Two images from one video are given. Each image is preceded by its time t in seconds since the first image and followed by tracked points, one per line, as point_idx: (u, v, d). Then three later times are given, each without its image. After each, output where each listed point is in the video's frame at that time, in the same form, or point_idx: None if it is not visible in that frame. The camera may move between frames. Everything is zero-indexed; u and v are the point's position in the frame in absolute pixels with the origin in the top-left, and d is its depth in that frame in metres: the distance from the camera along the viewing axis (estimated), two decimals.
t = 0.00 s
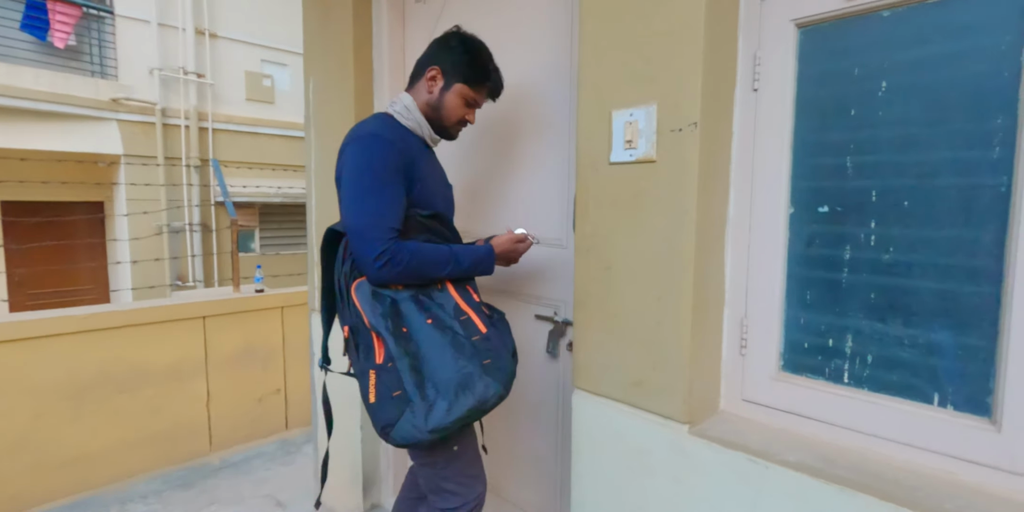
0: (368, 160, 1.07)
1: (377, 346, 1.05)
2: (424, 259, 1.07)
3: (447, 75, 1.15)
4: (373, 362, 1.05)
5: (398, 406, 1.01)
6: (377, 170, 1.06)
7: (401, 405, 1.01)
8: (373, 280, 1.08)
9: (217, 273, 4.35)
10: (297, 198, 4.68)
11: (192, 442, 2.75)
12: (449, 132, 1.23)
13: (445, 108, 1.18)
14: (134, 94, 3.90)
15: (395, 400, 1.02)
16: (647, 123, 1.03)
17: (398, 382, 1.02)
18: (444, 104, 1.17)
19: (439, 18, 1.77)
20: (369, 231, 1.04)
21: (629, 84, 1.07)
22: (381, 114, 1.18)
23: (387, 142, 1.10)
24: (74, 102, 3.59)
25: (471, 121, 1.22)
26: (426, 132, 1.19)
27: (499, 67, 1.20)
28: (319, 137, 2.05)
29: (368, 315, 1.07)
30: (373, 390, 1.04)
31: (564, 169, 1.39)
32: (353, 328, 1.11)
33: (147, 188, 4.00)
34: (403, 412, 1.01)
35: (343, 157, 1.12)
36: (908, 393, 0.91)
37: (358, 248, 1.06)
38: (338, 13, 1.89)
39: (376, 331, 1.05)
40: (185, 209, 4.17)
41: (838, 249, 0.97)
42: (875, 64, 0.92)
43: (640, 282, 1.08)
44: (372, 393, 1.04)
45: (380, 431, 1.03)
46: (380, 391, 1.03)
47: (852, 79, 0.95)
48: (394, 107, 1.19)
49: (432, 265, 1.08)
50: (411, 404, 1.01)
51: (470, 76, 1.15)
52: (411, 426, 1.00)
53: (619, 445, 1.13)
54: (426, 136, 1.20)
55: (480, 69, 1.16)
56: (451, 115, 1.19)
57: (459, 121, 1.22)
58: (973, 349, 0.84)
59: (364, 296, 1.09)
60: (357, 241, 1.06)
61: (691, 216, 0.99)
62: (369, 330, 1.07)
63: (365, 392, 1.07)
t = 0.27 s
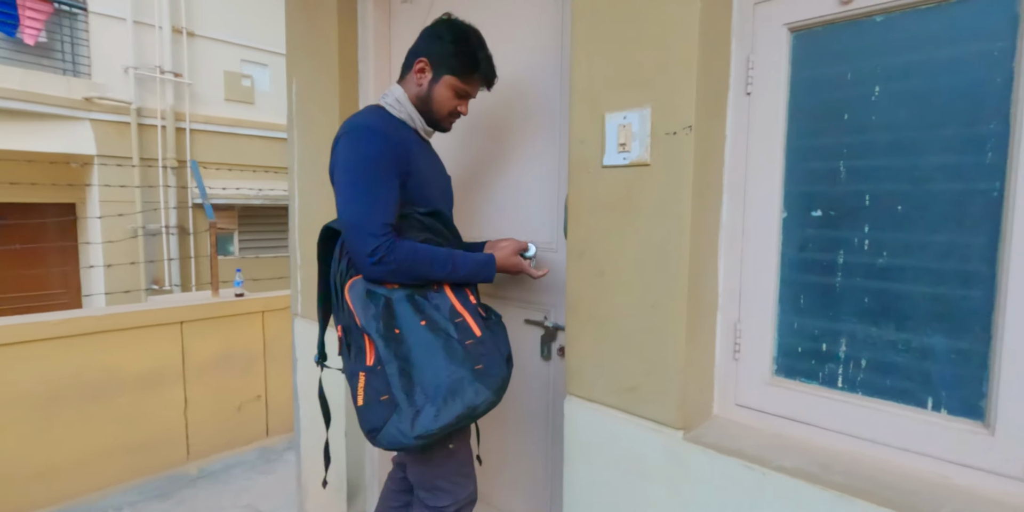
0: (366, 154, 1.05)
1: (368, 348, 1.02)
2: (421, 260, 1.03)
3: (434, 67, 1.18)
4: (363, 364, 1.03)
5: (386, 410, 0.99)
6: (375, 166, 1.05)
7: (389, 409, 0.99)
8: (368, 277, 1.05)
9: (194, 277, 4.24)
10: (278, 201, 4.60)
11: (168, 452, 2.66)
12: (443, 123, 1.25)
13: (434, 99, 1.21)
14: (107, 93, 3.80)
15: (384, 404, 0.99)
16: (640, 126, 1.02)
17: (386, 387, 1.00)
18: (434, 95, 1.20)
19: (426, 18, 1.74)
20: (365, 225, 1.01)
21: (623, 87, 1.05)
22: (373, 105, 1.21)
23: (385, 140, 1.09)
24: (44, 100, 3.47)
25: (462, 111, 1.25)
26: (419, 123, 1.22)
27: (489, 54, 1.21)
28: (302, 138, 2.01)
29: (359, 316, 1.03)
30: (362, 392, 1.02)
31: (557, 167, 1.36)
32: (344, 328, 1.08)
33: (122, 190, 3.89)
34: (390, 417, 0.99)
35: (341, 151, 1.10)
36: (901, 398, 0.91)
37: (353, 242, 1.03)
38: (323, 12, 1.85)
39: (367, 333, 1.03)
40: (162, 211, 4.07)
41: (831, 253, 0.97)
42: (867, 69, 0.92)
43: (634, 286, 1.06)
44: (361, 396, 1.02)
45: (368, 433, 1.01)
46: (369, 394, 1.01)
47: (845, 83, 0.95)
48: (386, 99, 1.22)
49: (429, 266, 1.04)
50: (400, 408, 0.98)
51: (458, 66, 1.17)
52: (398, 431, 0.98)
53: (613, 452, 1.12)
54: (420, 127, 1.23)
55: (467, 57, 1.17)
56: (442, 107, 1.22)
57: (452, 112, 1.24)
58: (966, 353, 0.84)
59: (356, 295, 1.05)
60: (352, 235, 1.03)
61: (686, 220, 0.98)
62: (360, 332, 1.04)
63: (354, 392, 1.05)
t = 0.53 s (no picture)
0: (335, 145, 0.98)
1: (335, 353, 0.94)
2: (395, 257, 0.96)
3: (409, 57, 1.08)
4: (329, 369, 0.95)
5: (349, 420, 0.91)
6: (345, 156, 0.98)
7: (352, 419, 0.91)
8: (339, 276, 0.98)
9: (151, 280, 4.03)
10: (241, 200, 4.41)
11: (122, 466, 2.50)
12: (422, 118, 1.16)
13: (410, 92, 1.11)
14: (54, 85, 3.57)
15: (347, 413, 0.91)
16: (634, 119, 0.98)
17: (352, 394, 0.92)
18: (409, 88, 1.10)
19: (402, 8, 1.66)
20: (336, 221, 0.95)
21: (615, 79, 1.01)
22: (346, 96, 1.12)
23: (355, 129, 1.02)
24: None
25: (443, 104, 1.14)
26: (396, 116, 1.13)
27: (471, 40, 1.10)
28: (269, 133, 1.91)
29: (327, 317, 0.95)
30: (325, 400, 0.94)
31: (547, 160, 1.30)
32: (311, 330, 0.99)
33: (70, 187, 3.66)
34: (354, 427, 0.91)
35: (308, 143, 1.03)
36: (901, 399, 0.89)
37: (324, 240, 0.96)
38: None
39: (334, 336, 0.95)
40: (115, 210, 3.85)
41: (829, 252, 0.95)
42: (867, 65, 0.90)
43: (627, 287, 1.02)
44: (324, 404, 0.94)
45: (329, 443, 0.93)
46: (332, 401, 0.93)
47: (843, 79, 0.93)
48: (361, 90, 1.13)
49: (405, 265, 0.97)
50: (365, 418, 0.91)
51: (433, 57, 1.07)
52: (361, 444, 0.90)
53: (605, 459, 1.07)
54: (398, 120, 1.13)
55: (443, 47, 1.07)
56: (419, 99, 1.12)
57: (431, 105, 1.14)
58: (968, 353, 0.83)
59: (325, 296, 0.97)
60: (323, 232, 0.96)
61: (683, 218, 0.94)
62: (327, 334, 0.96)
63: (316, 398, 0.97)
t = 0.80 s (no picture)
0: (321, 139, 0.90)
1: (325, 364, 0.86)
2: (391, 259, 0.89)
3: (397, 47, 1.01)
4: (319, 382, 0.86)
5: (343, 438, 0.83)
6: (333, 151, 0.90)
7: (346, 437, 0.83)
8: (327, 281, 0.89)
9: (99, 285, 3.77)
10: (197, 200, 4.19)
11: (70, 487, 2.31)
12: (412, 112, 1.09)
13: (398, 84, 1.04)
14: None
15: (340, 431, 0.83)
16: (647, 115, 0.95)
17: (344, 409, 0.84)
18: (399, 80, 1.03)
19: None
20: (324, 221, 0.87)
21: (626, 74, 0.98)
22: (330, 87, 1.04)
23: (342, 122, 0.94)
24: None
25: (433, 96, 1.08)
26: (384, 109, 1.06)
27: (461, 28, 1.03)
28: (240, 128, 1.80)
29: (316, 326, 0.86)
30: (314, 416, 0.85)
31: (548, 154, 1.26)
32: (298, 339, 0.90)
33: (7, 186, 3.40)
34: (348, 446, 0.82)
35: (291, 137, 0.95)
36: (917, 399, 0.89)
37: (310, 242, 0.88)
38: None
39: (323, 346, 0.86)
40: (58, 211, 3.58)
41: (842, 252, 0.94)
42: (882, 62, 0.89)
43: (638, 288, 0.98)
44: (313, 420, 0.85)
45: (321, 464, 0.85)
46: (322, 418, 0.84)
47: (858, 76, 0.92)
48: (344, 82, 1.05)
49: (400, 268, 0.90)
50: (360, 435, 0.82)
51: (423, 47, 1.00)
52: (356, 464, 0.82)
53: (615, 467, 1.03)
54: (386, 114, 1.06)
55: (433, 36, 0.99)
56: (409, 92, 1.05)
57: (421, 99, 1.07)
58: (985, 351, 0.83)
59: (314, 302, 0.88)
60: (311, 234, 0.88)
61: (700, 216, 0.91)
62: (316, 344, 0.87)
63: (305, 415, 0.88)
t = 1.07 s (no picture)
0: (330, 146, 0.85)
1: (342, 389, 0.80)
2: (405, 275, 0.85)
3: (393, 53, 0.93)
4: (336, 409, 0.80)
5: (369, 468, 0.77)
6: (343, 160, 0.85)
7: (372, 466, 0.77)
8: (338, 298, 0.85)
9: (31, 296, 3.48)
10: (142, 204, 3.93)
11: None
12: (409, 121, 1.01)
13: (395, 93, 0.96)
14: None
15: (365, 460, 0.77)
16: (661, 128, 0.94)
17: (367, 436, 0.78)
18: (395, 88, 0.95)
19: None
20: (336, 235, 0.81)
21: (638, 86, 0.97)
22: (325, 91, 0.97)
23: (350, 128, 0.88)
24: None
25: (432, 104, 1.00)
26: (380, 117, 0.98)
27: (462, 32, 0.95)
28: (207, 131, 1.69)
29: (330, 348, 0.81)
30: (334, 446, 0.79)
31: (547, 163, 1.24)
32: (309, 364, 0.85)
33: None
34: (375, 477, 0.77)
35: (294, 143, 0.89)
36: (920, 407, 0.91)
37: (320, 256, 0.83)
38: None
39: (339, 370, 0.81)
40: None
41: (847, 265, 0.97)
42: (886, 80, 0.92)
43: (650, 302, 0.98)
44: (332, 450, 0.79)
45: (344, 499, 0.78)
46: (343, 447, 0.79)
47: (862, 93, 0.94)
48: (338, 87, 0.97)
49: (415, 284, 0.86)
50: (387, 463, 0.77)
51: (422, 53, 0.92)
52: (384, 495, 0.76)
53: (626, 483, 1.02)
54: (382, 121, 0.99)
55: (432, 42, 0.91)
56: (405, 101, 0.97)
57: (419, 107, 1.00)
58: (985, 361, 0.87)
59: (326, 324, 0.83)
60: (319, 251, 0.83)
61: (715, 230, 0.91)
62: (330, 369, 0.82)
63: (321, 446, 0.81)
